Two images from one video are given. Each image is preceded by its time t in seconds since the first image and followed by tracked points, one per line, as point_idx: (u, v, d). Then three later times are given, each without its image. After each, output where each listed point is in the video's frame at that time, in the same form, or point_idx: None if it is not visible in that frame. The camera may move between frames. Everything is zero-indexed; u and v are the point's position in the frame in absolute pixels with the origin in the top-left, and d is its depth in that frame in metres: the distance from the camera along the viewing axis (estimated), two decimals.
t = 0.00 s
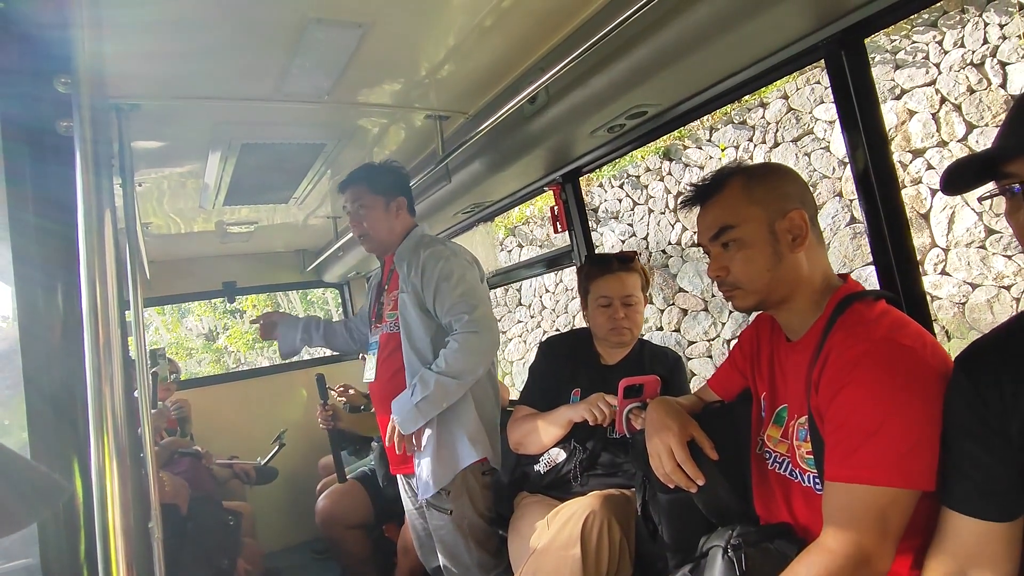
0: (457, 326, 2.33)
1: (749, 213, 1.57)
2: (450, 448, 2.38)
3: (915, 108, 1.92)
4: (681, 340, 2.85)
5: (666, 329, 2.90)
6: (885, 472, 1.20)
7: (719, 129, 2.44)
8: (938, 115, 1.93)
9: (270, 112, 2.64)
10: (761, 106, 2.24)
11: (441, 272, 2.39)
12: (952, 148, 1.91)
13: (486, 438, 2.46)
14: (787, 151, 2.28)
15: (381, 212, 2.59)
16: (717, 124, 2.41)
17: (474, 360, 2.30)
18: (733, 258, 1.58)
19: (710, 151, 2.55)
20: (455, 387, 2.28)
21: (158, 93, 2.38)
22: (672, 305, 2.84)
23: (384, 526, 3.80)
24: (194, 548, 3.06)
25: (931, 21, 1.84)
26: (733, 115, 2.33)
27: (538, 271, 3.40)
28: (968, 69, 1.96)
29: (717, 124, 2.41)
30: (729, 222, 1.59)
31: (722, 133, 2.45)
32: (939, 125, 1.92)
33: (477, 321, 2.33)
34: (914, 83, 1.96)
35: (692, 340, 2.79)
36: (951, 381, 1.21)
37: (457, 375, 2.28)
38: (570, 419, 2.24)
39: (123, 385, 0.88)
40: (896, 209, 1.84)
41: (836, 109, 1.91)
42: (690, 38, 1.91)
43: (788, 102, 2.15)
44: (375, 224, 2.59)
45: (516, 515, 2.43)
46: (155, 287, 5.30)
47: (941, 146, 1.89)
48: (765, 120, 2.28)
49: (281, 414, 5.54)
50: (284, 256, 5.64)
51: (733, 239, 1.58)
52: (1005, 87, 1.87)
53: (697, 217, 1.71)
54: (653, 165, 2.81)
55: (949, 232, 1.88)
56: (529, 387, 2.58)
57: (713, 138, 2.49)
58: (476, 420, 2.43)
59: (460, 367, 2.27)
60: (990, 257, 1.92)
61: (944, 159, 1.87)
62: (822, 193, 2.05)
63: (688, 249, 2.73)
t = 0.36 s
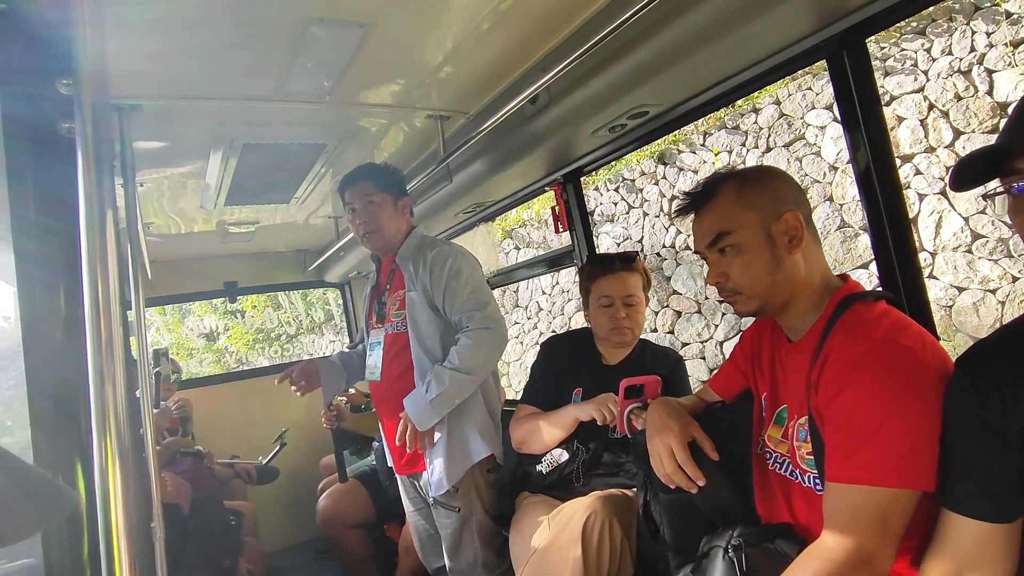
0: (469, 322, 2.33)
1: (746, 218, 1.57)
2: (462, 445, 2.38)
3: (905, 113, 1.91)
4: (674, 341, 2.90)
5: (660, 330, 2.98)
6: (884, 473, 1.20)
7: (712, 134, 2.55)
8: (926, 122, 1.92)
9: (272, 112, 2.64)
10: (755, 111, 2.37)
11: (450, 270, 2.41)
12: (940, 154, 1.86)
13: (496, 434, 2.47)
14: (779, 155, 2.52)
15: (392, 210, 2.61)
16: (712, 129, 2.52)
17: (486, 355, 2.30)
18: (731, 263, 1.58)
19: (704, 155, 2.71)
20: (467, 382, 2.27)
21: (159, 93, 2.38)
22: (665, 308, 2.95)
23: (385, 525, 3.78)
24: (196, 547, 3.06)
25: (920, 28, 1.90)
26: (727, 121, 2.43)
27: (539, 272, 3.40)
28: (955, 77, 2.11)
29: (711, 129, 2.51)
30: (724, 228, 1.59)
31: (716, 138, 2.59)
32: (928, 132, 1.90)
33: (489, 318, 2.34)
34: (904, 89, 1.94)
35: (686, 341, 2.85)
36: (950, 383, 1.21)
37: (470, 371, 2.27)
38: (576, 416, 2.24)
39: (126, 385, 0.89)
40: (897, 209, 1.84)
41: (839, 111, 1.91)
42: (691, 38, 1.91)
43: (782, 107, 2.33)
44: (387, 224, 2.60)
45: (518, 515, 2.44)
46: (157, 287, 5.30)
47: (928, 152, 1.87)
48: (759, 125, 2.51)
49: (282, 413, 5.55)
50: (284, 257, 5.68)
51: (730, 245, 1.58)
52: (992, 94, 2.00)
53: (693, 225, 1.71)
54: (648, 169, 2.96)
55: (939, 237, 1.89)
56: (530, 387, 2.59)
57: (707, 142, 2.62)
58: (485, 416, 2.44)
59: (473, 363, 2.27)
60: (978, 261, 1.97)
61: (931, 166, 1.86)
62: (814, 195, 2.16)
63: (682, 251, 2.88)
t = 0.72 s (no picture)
0: (483, 323, 2.39)
1: (749, 219, 1.57)
2: (473, 443, 2.40)
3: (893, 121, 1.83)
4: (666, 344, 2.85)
5: (652, 332, 2.93)
6: (888, 477, 1.20)
7: (703, 139, 2.44)
8: (909, 129, 1.80)
9: (274, 111, 2.64)
10: (744, 117, 2.26)
11: (460, 272, 2.45)
12: (923, 161, 1.80)
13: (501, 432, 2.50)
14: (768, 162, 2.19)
15: (401, 209, 2.62)
16: (702, 135, 2.44)
17: (498, 355, 2.35)
18: (733, 265, 1.57)
19: (696, 160, 2.50)
20: (482, 381, 2.32)
21: (162, 93, 2.38)
22: (658, 310, 2.87)
23: (386, 526, 3.75)
24: (197, 547, 3.06)
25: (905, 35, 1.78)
26: (718, 124, 2.36)
27: (541, 272, 3.42)
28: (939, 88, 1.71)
29: (702, 133, 2.43)
30: (728, 230, 1.59)
31: (707, 143, 2.44)
32: (911, 138, 1.81)
33: (499, 319, 2.39)
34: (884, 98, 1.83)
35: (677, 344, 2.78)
36: (955, 386, 1.21)
37: (483, 371, 2.32)
38: (577, 418, 2.24)
39: (129, 384, 0.88)
40: (901, 207, 1.84)
41: (841, 106, 1.91)
42: (693, 38, 1.91)
43: (769, 114, 2.17)
44: (398, 224, 2.61)
45: (519, 516, 2.44)
46: (158, 287, 5.31)
47: (911, 159, 1.82)
48: (748, 131, 2.26)
49: (283, 413, 5.54)
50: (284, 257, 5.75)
51: (732, 245, 1.58)
52: (974, 104, 1.67)
53: (694, 227, 1.70)
54: (641, 173, 2.77)
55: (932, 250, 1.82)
56: (532, 387, 2.58)
57: (698, 147, 2.47)
58: (494, 417, 2.47)
59: (484, 363, 2.32)
60: (958, 265, 1.75)
61: (914, 172, 1.82)
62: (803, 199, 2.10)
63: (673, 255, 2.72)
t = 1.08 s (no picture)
0: (482, 324, 2.38)
1: (765, 203, 1.57)
2: (471, 446, 2.40)
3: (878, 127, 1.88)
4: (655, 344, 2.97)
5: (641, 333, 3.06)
6: (888, 472, 1.20)
7: (692, 144, 2.57)
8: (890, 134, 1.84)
9: (274, 110, 2.64)
10: (732, 123, 2.39)
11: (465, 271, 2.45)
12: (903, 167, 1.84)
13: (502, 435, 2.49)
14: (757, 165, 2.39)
15: (395, 207, 2.59)
16: (690, 141, 2.56)
17: (497, 358, 2.34)
18: (741, 245, 1.58)
19: (685, 164, 2.67)
20: (479, 384, 2.30)
21: (162, 91, 2.38)
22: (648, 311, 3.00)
23: (387, 524, 3.76)
24: (198, 545, 3.06)
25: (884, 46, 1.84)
26: (707, 130, 2.48)
27: (540, 271, 3.41)
28: (919, 94, 1.86)
29: (692, 139, 2.54)
30: (742, 207, 1.60)
31: (695, 148, 2.58)
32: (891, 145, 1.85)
33: (501, 321, 2.38)
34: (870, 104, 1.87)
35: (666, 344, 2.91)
36: (957, 382, 1.21)
37: (481, 373, 2.31)
38: (576, 416, 2.24)
39: (129, 383, 0.88)
40: (901, 204, 1.83)
41: (841, 101, 1.91)
42: (693, 36, 1.91)
43: (757, 120, 2.33)
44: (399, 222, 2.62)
45: (520, 514, 2.43)
46: (159, 286, 5.32)
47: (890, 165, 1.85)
48: (736, 136, 2.44)
49: (284, 412, 5.55)
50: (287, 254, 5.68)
51: (743, 226, 1.59)
52: (953, 110, 1.85)
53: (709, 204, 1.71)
54: (632, 177, 2.82)
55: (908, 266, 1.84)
56: (533, 386, 2.58)
57: (687, 152, 2.61)
58: (493, 419, 2.45)
59: (484, 365, 2.31)
60: (937, 268, 1.82)
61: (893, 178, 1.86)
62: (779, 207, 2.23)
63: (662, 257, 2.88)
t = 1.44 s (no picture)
0: (460, 330, 2.30)
1: (779, 197, 1.58)
2: (454, 453, 2.36)
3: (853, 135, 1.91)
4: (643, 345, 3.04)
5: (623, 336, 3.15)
6: (889, 468, 1.20)
7: (680, 151, 2.63)
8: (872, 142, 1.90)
9: (275, 111, 2.65)
10: (717, 131, 2.43)
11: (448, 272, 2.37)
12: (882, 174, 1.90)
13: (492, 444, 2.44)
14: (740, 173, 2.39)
15: (371, 213, 2.59)
16: (678, 147, 2.61)
17: (476, 366, 2.27)
18: (752, 236, 1.59)
19: (673, 170, 2.75)
20: (453, 394, 2.25)
21: (164, 92, 2.39)
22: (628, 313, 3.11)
23: (388, 525, 3.75)
24: (198, 545, 3.06)
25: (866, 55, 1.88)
26: (692, 139, 2.52)
27: (542, 271, 3.42)
28: (899, 103, 1.82)
29: (679, 146, 2.60)
30: (757, 199, 1.60)
31: (683, 155, 2.64)
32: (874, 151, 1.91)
33: (481, 328, 2.30)
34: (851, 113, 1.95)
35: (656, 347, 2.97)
36: (960, 381, 1.21)
37: (456, 382, 2.25)
38: (580, 418, 2.25)
39: (134, 383, 0.89)
40: (901, 207, 1.84)
41: (841, 101, 1.91)
42: (694, 37, 1.91)
43: (741, 128, 2.35)
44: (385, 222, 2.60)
45: (520, 515, 2.43)
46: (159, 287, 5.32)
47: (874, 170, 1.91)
48: (722, 143, 2.44)
49: (285, 413, 5.55)
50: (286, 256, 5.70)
51: (757, 218, 1.59)
52: (928, 120, 1.80)
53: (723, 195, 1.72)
54: (622, 183, 2.96)
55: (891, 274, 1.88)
56: (534, 387, 2.59)
57: (675, 159, 2.68)
58: (479, 427, 2.40)
59: (460, 374, 2.25)
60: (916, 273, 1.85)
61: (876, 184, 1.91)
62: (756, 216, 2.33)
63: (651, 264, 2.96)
